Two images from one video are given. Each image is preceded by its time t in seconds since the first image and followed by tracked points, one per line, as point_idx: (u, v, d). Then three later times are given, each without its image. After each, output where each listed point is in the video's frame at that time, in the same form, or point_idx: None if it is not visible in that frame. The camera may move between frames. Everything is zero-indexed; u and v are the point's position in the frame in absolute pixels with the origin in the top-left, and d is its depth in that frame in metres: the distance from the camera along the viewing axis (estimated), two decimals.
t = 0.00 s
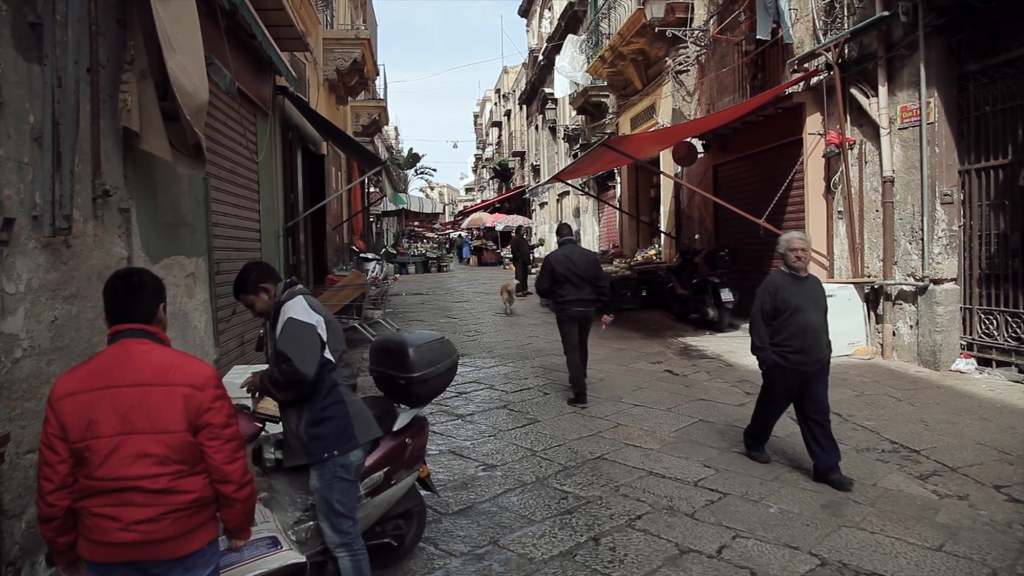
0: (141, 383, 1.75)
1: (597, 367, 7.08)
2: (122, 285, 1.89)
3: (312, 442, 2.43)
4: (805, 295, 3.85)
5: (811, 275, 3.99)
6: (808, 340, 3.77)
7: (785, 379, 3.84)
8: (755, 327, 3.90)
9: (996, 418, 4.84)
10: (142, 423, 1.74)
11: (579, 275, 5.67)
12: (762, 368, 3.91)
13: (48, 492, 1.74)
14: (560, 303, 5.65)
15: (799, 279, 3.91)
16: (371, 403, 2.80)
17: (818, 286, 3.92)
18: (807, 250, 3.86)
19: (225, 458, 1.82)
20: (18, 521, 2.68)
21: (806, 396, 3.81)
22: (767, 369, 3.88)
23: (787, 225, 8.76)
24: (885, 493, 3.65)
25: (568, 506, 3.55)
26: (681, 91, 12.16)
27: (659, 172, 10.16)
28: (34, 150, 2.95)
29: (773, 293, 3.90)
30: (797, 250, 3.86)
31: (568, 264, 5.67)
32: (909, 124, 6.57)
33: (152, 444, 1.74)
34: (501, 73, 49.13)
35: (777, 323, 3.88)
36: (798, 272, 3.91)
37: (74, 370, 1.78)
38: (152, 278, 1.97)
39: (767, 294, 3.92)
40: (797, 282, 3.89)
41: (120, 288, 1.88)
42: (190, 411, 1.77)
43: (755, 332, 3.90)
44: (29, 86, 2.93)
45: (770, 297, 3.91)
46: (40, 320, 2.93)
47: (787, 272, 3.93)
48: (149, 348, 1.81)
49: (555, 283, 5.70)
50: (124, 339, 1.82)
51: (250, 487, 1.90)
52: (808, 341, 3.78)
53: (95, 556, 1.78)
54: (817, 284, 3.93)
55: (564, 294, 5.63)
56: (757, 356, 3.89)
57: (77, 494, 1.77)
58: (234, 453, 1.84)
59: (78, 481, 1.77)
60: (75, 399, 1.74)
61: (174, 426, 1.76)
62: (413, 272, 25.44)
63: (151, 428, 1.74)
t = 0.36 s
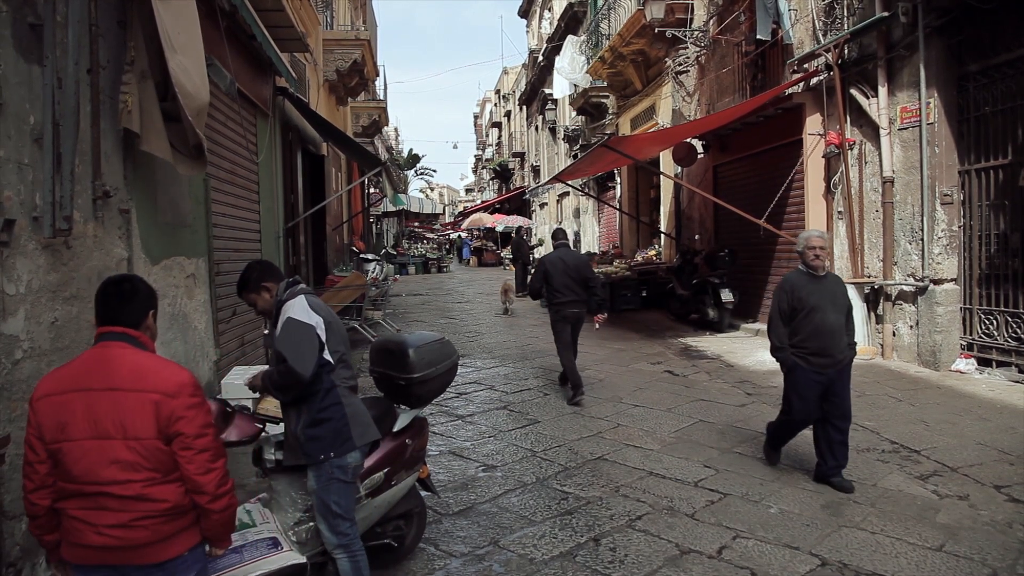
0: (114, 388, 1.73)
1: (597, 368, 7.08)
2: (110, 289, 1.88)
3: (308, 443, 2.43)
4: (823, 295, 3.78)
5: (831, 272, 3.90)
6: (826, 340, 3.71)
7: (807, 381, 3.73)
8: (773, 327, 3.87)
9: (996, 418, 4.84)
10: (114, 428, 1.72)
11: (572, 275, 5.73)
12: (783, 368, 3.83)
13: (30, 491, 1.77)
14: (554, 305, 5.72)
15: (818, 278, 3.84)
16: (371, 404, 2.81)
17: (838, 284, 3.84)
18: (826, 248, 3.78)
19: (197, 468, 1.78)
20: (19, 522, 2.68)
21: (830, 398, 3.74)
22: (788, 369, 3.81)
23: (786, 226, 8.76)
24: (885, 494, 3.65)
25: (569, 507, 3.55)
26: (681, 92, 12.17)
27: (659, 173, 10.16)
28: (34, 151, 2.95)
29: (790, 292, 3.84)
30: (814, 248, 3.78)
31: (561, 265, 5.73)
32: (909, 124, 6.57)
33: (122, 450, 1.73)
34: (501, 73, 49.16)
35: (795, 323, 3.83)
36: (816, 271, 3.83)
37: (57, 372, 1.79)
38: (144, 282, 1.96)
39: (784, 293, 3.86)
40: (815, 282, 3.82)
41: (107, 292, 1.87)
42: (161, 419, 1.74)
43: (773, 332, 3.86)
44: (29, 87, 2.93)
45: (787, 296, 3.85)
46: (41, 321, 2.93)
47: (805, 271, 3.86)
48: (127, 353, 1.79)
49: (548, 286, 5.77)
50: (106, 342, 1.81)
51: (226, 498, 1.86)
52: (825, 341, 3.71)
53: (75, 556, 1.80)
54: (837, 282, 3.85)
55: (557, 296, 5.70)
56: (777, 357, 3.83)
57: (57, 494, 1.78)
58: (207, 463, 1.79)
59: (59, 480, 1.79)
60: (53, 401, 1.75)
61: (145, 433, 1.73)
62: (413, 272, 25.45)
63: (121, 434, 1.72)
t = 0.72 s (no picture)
0: (95, 387, 1.74)
1: (597, 367, 7.08)
2: (102, 288, 1.88)
3: (307, 443, 2.44)
4: (838, 292, 3.69)
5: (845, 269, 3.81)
6: (842, 338, 3.62)
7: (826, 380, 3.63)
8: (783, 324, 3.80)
9: (995, 418, 4.83)
10: (93, 427, 1.73)
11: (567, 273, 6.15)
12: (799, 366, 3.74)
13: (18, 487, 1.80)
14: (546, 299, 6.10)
15: (833, 275, 3.74)
16: (371, 403, 2.81)
17: (853, 281, 3.75)
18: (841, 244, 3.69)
19: (175, 471, 1.76)
20: (19, 521, 2.68)
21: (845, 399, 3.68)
22: (804, 366, 3.71)
23: (786, 226, 8.77)
24: (885, 494, 3.64)
25: (568, 506, 3.55)
26: (681, 91, 12.17)
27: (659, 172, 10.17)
28: (34, 150, 2.95)
29: (803, 289, 3.74)
30: (830, 244, 3.68)
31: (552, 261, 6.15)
32: (909, 124, 6.57)
33: (100, 450, 1.73)
34: (501, 73, 49.17)
35: (808, 321, 3.74)
36: (831, 268, 3.74)
37: (46, 370, 1.81)
38: (137, 282, 1.96)
39: (797, 291, 3.77)
40: (831, 279, 3.74)
41: (99, 291, 1.87)
42: (139, 419, 1.73)
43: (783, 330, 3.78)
44: (29, 86, 2.93)
45: (800, 294, 3.75)
46: (41, 321, 2.93)
47: (819, 268, 3.77)
48: (112, 352, 1.79)
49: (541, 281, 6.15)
50: (94, 340, 1.82)
51: (207, 503, 1.83)
52: (842, 339, 3.63)
53: (59, 555, 1.81)
54: (853, 278, 3.75)
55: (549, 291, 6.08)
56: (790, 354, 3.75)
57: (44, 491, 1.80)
58: (185, 466, 1.77)
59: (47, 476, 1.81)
60: (38, 398, 1.77)
61: (124, 433, 1.73)
62: (413, 272, 25.44)
63: (99, 434, 1.73)
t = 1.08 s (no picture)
0: (83, 386, 1.73)
1: (597, 366, 7.09)
2: (92, 286, 1.87)
3: (308, 441, 2.44)
4: (855, 296, 3.51)
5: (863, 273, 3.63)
6: (858, 343, 3.43)
7: (842, 387, 3.44)
8: (798, 329, 3.60)
9: (995, 417, 4.84)
10: (81, 427, 1.72)
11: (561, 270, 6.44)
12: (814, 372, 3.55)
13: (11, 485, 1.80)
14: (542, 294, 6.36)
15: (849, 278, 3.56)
16: (371, 402, 2.81)
17: (869, 284, 3.57)
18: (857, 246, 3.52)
19: (162, 471, 1.75)
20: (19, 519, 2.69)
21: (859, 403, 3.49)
22: (820, 372, 3.53)
23: (786, 224, 8.77)
24: (885, 493, 3.65)
25: (568, 505, 3.55)
26: (681, 90, 12.17)
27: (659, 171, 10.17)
28: (34, 149, 2.95)
29: (818, 292, 3.56)
30: (845, 246, 3.52)
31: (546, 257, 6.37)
32: (909, 123, 6.57)
33: (87, 449, 1.72)
34: (501, 72, 49.16)
35: (824, 326, 3.55)
36: (848, 270, 3.57)
37: (37, 369, 1.82)
38: (127, 279, 1.95)
39: (812, 294, 3.58)
40: (847, 282, 3.55)
41: (89, 289, 1.86)
42: (126, 419, 1.73)
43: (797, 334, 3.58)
44: (29, 84, 2.93)
45: (815, 297, 3.56)
46: (41, 320, 2.93)
47: (834, 270, 3.60)
48: (101, 351, 1.79)
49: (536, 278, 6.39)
50: (84, 339, 1.82)
51: (196, 503, 1.82)
52: (860, 345, 3.44)
53: (52, 554, 1.82)
54: (870, 281, 3.57)
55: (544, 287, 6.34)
56: (805, 360, 3.56)
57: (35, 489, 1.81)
58: (174, 465, 1.77)
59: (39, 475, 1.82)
60: (29, 397, 1.77)
61: (111, 433, 1.72)
62: (413, 271, 25.43)
63: (86, 433, 1.72)
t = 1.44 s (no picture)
0: (76, 387, 1.73)
1: (598, 366, 7.09)
2: (82, 286, 1.86)
3: (310, 441, 2.44)
4: (874, 303, 3.37)
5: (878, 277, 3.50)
6: (881, 352, 3.29)
7: (864, 399, 3.30)
8: (816, 338, 3.44)
9: (996, 417, 4.83)
10: (74, 427, 1.72)
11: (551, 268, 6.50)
12: (834, 384, 3.39)
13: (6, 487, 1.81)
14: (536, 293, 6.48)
15: (867, 284, 3.42)
16: (371, 402, 2.81)
17: (887, 289, 3.44)
18: (874, 250, 3.38)
19: (156, 471, 1.75)
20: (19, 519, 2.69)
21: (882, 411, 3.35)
22: (840, 384, 3.37)
23: (786, 224, 8.77)
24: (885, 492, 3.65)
25: (569, 505, 3.55)
26: (681, 90, 12.17)
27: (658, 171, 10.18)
28: (34, 149, 2.95)
29: (837, 299, 3.41)
30: (862, 250, 3.37)
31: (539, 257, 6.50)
32: (909, 122, 6.57)
33: (80, 451, 1.72)
34: (501, 72, 49.16)
35: (843, 334, 3.41)
36: (865, 276, 3.42)
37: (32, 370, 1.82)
38: (118, 278, 1.93)
39: (830, 301, 3.43)
40: (865, 288, 3.41)
41: (79, 289, 1.85)
42: (118, 419, 1.72)
43: (817, 344, 3.42)
44: (29, 84, 2.93)
45: (834, 305, 3.41)
46: (42, 320, 2.93)
47: (852, 276, 3.45)
48: (94, 352, 1.79)
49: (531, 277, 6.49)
50: (77, 339, 1.81)
51: (191, 503, 1.82)
52: (881, 353, 3.30)
53: (49, 554, 1.82)
54: (887, 286, 3.44)
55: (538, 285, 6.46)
56: (825, 371, 3.39)
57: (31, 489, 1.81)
58: (168, 466, 1.76)
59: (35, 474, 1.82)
60: (23, 398, 1.77)
61: (104, 433, 1.72)
62: (413, 271, 25.41)
63: (79, 433, 1.72)
